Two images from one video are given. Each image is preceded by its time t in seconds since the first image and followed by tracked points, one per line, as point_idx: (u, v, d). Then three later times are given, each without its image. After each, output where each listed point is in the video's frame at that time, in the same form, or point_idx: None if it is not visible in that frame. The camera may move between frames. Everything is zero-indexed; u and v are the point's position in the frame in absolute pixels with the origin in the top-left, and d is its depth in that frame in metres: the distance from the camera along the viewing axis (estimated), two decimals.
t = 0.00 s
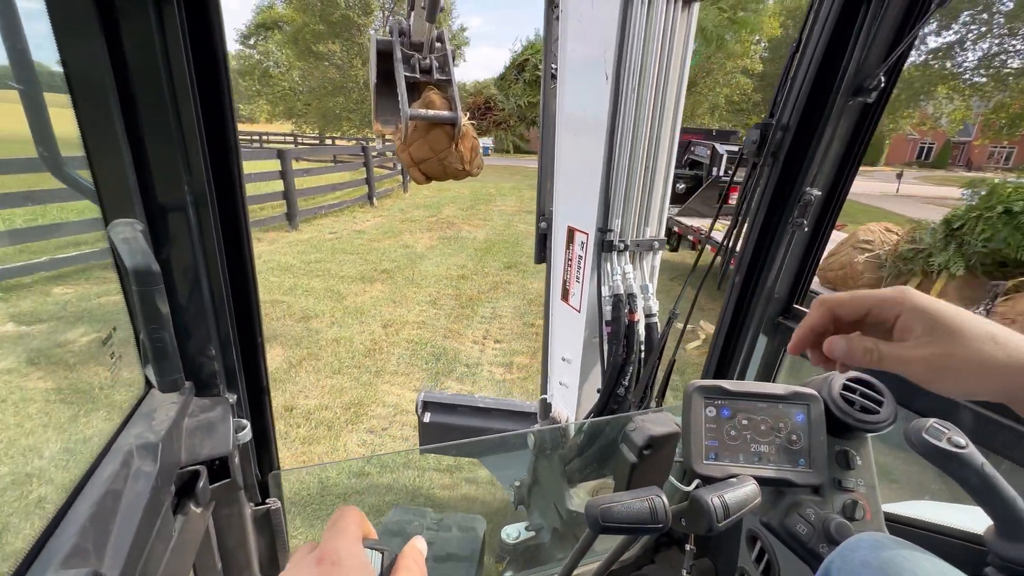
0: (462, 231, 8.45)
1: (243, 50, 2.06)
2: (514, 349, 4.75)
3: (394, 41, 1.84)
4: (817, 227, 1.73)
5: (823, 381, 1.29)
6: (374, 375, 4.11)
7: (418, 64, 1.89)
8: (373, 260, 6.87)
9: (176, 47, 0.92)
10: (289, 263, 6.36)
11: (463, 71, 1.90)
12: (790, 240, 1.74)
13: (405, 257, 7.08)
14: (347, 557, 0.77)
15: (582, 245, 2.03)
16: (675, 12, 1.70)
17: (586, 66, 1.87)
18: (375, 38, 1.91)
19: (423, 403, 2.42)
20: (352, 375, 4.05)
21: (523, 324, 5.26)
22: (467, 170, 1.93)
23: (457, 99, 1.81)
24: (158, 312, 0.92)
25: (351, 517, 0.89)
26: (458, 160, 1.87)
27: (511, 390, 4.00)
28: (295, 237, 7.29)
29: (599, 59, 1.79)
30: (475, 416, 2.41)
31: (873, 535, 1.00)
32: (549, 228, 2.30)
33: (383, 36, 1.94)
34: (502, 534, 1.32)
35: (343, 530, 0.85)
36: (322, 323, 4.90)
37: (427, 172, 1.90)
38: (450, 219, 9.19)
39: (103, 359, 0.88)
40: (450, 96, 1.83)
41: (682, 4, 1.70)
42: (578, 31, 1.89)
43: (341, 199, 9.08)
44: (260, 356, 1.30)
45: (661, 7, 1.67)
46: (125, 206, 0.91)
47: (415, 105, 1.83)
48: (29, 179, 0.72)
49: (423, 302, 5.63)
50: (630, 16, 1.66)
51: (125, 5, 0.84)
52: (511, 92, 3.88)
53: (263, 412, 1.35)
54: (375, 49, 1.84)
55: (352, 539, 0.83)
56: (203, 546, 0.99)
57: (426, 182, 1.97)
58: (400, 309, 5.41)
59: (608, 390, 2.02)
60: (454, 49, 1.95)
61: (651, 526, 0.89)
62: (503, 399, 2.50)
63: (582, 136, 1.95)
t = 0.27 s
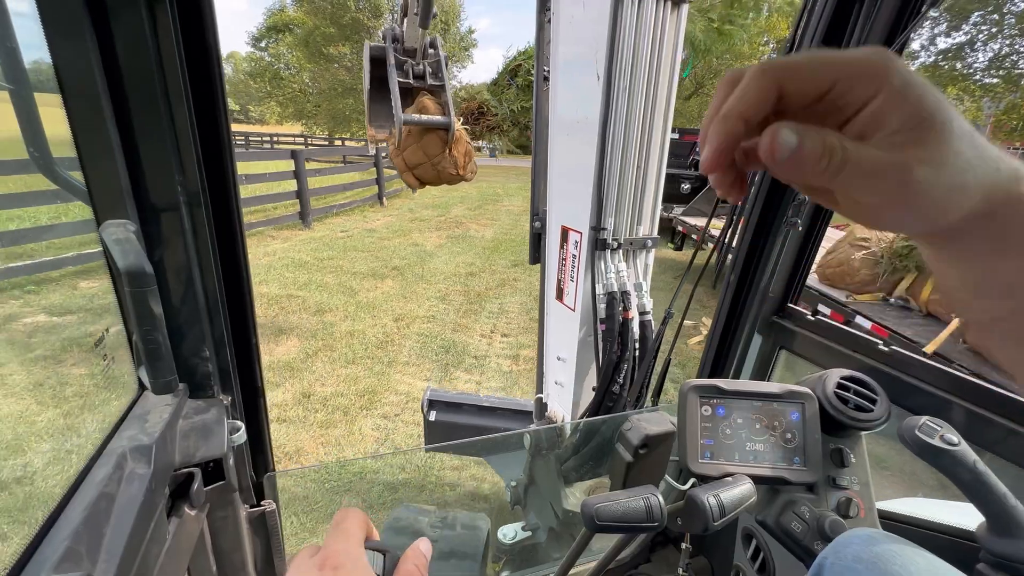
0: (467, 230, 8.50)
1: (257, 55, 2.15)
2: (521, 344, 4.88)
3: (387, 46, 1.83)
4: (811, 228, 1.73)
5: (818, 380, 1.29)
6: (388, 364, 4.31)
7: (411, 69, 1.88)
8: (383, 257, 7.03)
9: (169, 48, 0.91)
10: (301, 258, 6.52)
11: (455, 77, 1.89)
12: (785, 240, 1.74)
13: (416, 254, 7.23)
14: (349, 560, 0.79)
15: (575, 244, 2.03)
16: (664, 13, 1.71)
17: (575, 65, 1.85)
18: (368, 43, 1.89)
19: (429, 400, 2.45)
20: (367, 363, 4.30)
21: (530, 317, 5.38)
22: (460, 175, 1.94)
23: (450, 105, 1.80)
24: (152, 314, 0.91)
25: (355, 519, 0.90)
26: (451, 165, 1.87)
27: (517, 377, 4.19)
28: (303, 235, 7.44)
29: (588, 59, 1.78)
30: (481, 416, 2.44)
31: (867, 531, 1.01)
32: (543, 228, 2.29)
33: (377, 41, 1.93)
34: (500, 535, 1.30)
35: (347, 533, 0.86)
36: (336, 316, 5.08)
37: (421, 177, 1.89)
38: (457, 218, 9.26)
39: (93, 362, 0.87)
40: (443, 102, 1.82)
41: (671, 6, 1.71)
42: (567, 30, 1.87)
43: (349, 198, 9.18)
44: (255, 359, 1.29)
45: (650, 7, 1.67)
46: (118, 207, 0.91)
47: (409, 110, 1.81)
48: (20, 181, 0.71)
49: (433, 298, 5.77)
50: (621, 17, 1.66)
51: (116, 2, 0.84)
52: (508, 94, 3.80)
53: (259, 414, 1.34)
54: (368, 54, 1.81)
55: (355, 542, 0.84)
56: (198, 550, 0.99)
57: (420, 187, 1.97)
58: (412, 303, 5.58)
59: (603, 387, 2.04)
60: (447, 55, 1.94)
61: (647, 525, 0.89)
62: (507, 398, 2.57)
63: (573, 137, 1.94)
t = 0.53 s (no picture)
0: (473, 228, 8.56)
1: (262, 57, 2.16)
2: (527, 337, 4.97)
3: (386, 56, 1.82)
4: (812, 228, 1.73)
5: (820, 380, 1.29)
6: (399, 356, 4.44)
7: (410, 79, 1.87)
8: (393, 254, 7.11)
9: (169, 50, 0.91)
10: (314, 253, 6.61)
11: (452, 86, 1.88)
12: (786, 240, 1.75)
13: (424, 251, 7.30)
14: (355, 564, 0.79)
15: (574, 244, 2.02)
16: (658, 15, 1.71)
17: (572, 65, 1.85)
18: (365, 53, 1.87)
19: (434, 402, 2.43)
20: (379, 355, 4.43)
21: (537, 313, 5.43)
22: (460, 182, 1.93)
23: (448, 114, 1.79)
24: (151, 316, 0.91)
25: (363, 520, 0.90)
26: (451, 172, 1.87)
27: (523, 370, 4.30)
28: (315, 231, 7.55)
29: (584, 61, 1.78)
30: (485, 416, 2.43)
31: (870, 533, 1.00)
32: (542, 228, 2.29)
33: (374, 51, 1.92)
34: (501, 537, 1.29)
35: (354, 536, 0.86)
36: (348, 311, 5.20)
37: (420, 186, 1.90)
38: (465, 217, 9.33)
39: (94, 364, 0.87)
40: (442, 110, 1.82)
41: (664, 7, 1.71)
42: (562, 33, 1.88)
43: (361, 198, 9.28)
44: (256, 360, 1.29)
45: (643, 7, 1.68)
46: (118, 208, 0.91)
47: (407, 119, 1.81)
48: (18, 183, 0.70)
49: (441, 294, 5.84)
50: (615, 18, 1.67)
51: (115, 3, 0.84)
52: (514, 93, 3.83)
53: (260, 417, 1.34)
54: (367, 64, 1.81)
55: (363, 546, 0.84)
56: (198, 552, 0.99)
57: (419, 195, 1.97)
58: (421, 299, 5.69)
59: (603, 385, 2.04)
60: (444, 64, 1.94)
61: (648, 527, 0.89)
62: (512, 398, 2.56)
63: (570, 138, 1.93)
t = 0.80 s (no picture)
0: (478, 225, 8.62)
1: (270, 56, 2.18)
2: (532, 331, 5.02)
3: (395, 64, 1.83)
4: (820, 229, 1.72)
5: (826, 383, 1.28)
6: (408, 347, 4.50)
7: (418, 86, 1.86)
8: (400, 251, 7.17)
9: (180, 50, 0.92)
10: (324, 249, 6.69)
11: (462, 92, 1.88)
12: (793, 241, 1.74)
13: (430, 248, 7.36)
14: (361, 561, 0.77)
15: (577, 243, 2.01)
16: (660, 16, 1.70)
17: (577, 67, 1.85)
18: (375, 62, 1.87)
19: (438, 400, 2.50)
20: (389, 347, 4.49)
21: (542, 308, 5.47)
22: (467, 187, 1.94)
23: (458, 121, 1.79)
24: (161, 312, 0.92)
25: (367, 517, 0.89)
26: (458, 178, 1.87)
27: (527, 362, 4.39)
28: (324, 228, 7.66)
29: (587, 62, 1.78)
30: (490, 415, 2.47)
31: (876, 537, 1.00)
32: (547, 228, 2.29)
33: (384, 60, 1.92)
34: (504, 535, 1.30)
35: (358, 533, 0.85)
36: (358, 305, 5.29)
37: (428, 191, 1.91)
38: (471, 214, 9.39)
39: (104, 360, 0.88)
40: (451, 116, 1.82)
41: (666, 8, 1.70)
42: (566, 33, 1.87)
43: (367, 198, 9.36)
44: (262, 357, 1.30)
45: (646, 7, 1.66)
46: (128, 206, 0.92)
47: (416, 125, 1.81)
48: (31, 180, 0.71)
49: (447, 290, 5.90)
50: (618, 19, 1.66)
51: (128, 2, 0.85)
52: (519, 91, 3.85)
53: (266, 414, 1.35)
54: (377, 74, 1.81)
55: (367, 543, 0.82)
56: (205, 547, 1.00)
57: (428, 200, 1.98)
58: (429, 293, 5.75)
59: (607, 383, 2.01)
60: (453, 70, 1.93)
61: (652, 528, 0.89)
62: (514, 398, 2.59)
63: (575, 138, 1.93)
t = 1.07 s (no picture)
0: (486, 222, 8.66)
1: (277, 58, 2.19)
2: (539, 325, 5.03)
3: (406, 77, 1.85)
4: (834, 230, 1.70)
5: (839, 387, 1.26)
6: (416, 340, 4.54)
7: (429, 98, 1.89)
8: (407, 248, 7.22)
9: (194, 51, 0.93)
10: (333, 248, 6.75)
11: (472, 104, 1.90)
12: (807, 242, 1.71)
13: (435, 246, 7.38)
14: (360, 559, 0.78)
15: (583, 242, 1.99)
16: (662, 18, 1.69)
17: (581, 67, 1.84)
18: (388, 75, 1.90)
19: (445, 399, 2.52)
20: (399, 339, 4.53)
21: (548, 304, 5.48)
22: (477, 197, 1.94)
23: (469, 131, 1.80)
24: (173, 311, 0.93)
25: (365, 516, 0.89)
26: (469, 187, 1.87)
27: (532, 354, 4.41)
28: (333, 226, 7.69)
29: (592, 62, 1.77)
30: (497, 416, 2.48)
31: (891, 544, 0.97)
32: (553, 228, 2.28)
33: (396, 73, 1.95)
34: (512, 536, 1.30)
35: (356, 532, 0.85)
36: (367, 300, 5.32)
37: (439, 200, 1.91)
38: (479, 212, 9.43)
39: (118, 357, 0.89)
40: (461, 127, 1.83)
41: (669, 11, 1.69)
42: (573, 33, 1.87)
43: (375, 197, 9.43)
44: (272, 356, 1.31)
45: (649, 9, 1.66)
46: (142, 205, 0.93)
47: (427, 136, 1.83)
48: (49, 178, 0.73)
49: (454, 285, 5.92)
50: (621, 23, 1.66)
51: (143, 4, 0.86)
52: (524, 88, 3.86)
53: (275, 412, 1.36)
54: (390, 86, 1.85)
55: (366, 542, 0.83)
56: (215, 542, 1.01)
57: (439, 210, 1.98)
58: (436, 289, 5.79)
59: (614, 381, 1.96)
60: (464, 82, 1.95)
61: (660, 531, 0.88)
62: (521, 398, 2.58)
63: (580, 137, 1.91)
